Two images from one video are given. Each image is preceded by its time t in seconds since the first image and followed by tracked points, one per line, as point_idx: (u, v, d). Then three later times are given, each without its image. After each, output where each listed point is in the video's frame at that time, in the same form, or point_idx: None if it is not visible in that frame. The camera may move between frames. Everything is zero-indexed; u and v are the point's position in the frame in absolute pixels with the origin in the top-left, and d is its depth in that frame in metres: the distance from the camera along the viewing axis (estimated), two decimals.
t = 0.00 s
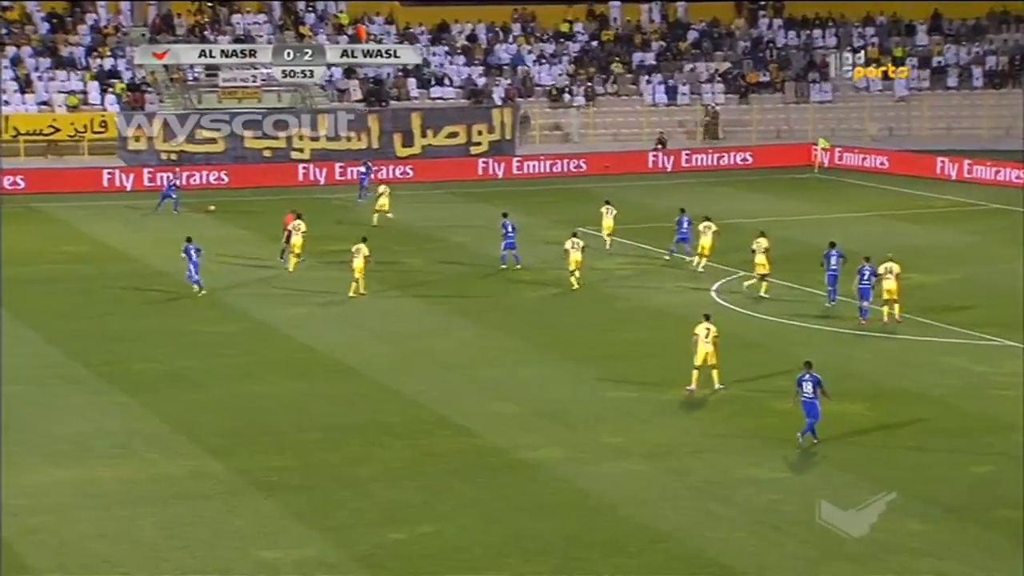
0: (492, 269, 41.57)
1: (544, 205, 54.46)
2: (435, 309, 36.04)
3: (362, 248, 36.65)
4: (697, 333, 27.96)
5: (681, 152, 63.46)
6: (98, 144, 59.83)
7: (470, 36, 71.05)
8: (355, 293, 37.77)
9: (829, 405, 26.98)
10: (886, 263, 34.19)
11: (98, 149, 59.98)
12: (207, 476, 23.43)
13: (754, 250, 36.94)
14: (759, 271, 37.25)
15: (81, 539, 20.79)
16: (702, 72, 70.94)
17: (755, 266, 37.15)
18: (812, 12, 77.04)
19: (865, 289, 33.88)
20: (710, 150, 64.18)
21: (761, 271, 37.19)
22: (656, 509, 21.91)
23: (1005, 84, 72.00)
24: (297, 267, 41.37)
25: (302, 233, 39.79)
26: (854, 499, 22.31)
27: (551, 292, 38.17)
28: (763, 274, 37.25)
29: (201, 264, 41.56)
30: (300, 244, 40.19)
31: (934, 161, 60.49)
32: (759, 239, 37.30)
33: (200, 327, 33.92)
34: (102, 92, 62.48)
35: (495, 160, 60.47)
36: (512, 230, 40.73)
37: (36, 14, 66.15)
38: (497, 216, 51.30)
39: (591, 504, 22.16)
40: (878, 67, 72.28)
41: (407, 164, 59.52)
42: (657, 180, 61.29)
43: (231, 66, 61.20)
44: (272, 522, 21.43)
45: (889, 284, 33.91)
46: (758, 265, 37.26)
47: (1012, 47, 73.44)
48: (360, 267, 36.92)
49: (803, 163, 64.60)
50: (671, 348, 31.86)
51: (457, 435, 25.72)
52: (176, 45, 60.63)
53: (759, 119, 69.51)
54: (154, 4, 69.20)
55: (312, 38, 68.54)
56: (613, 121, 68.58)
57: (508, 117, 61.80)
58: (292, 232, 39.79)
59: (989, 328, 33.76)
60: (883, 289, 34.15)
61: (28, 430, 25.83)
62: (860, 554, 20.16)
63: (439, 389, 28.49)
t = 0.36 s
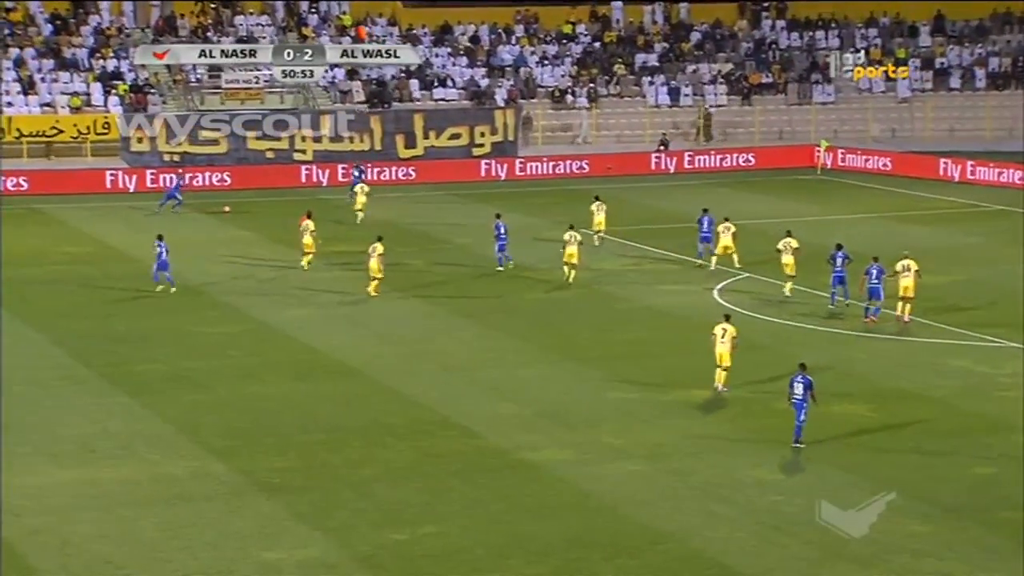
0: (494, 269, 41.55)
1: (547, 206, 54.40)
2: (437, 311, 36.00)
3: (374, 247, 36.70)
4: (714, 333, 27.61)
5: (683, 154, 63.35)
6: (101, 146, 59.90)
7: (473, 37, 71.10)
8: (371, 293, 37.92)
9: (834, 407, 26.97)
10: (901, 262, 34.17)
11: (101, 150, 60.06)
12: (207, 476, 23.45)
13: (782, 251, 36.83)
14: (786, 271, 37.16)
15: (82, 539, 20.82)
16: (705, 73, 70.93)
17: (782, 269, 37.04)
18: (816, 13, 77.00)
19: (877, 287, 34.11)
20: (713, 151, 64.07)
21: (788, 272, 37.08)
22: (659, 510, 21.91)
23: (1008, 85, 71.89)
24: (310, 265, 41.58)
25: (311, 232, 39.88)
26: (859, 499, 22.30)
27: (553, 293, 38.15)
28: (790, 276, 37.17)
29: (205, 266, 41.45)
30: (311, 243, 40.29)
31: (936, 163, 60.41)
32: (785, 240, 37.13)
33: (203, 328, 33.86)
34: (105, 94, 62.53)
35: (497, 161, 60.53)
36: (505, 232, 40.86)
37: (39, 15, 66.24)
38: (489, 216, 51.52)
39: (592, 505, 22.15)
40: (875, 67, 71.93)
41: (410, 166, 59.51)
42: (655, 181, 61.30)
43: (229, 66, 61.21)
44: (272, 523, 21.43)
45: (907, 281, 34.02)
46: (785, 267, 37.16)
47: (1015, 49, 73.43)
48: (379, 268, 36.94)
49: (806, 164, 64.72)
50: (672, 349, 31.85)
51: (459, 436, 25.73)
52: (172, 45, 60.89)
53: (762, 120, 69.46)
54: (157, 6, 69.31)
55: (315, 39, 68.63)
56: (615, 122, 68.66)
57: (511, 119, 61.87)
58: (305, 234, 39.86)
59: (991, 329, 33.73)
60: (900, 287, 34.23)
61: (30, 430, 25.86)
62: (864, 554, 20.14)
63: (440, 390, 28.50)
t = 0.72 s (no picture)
0: (489, 269, 41.52)
1: (541, 206, 54.28)
2: (432, 311, 35.95)
3: (386, 248, 36.68)
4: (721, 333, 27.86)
5: (676, 154, 63.30)
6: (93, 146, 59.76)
7: (466, 37, 71.19)
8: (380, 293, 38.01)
9: (827, 407, 27.00)
10: (906, 260, 34.23)
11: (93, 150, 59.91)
12: (200, 477, 23.42)
13: (804, 251, 36.73)
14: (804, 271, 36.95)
15: (75, 539, 20.78)
16: (698, 73, 70.98)
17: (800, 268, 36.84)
18: (808, 14, 77.28)
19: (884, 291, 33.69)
20: (706, 151, 64.04)
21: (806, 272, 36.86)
22: (654, 510, 21.92)
23: (1001, 85, 71.90)
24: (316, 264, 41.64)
25: (315, 233, 39.83)
26: (852, 498, 22.34)
27: (547, 294, 38.16)
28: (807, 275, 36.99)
29: (199, 266, 41.36)
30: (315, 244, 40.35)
31: (929, 163, 60.46)
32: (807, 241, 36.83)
33: (197, 329, 33.78)
34: (97, 94, 62.39)
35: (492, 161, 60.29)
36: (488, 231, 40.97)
37: (31, 15, 66.17)
38: (481, 216, 51.55)
39: (587, 505, 22.17)
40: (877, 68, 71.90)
41: (404, 166, 59.47)
42: (646, 181, 61.29)
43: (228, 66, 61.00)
44: (264, 523, 21.39)
45: (910, 280, 34.15)
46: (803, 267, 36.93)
47: (1007, 49, 73.50)
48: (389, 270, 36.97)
49: (799, 164, 64.91)
50: (667, 349, 31.87)
51: (453, 436, 25.72)
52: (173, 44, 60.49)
53: (755, 120, 69.53)
54: (150, 6, 69.31)
55: (308, 40, 68.71)
56: (609, 121, 68.68)
57: (504, 120, 61.92)
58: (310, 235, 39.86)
59: (986, 329, 33.79)
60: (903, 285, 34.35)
61: (24, 430, 25.82)
62: (856, 554, 20.16)
63: (434, 391, 28.48)
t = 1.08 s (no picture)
0: (465, 269, 41.53)
1: (518, 206, 54.30)
2: (408, 312, 35.91)
3: (380, 248, 36.84)
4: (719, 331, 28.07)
5: (653, 153, 63.30)
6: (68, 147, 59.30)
7: (442, 37, 71.18)
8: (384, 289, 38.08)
9: (801, 406, 27.08)
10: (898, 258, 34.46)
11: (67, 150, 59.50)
12: (174, 477, 23.34)
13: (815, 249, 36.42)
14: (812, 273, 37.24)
15: (48, 540, 20.68)
16: (674, 73, 71.06)
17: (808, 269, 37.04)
18: (783, 14, 77.56)
19: (887, 288, 34.02)
20: (682, 151, 64.07)
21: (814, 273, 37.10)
22: (629, 509, 21.96)
23: (974, 85, 72.30)
24: (304, 264, 41.74)
25: (305, 232, 39.95)
26: (826, 497, 22.42)
27: (524, 293, 38.15)
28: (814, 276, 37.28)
29: (174, 267, 41.22)
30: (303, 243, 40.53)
31: (903, 163, 60.71)
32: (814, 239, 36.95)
33: (171, 330, 33.66)
34: (71, 93, 62.03)
35: (467, 161, 60.50)
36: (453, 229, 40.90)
37: (4, 14, 65.83)
38: (458, 216, 51.55)
39: (563, 504, 22.18)
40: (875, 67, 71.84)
41: (379, 167, 59.37)
42: (623, 181, 61.35)
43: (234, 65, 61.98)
44: (239, 524, 21.33)
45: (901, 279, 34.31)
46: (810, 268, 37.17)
47: (980, 49, 73.91)
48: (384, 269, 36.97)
49: (774, 164, 65.16)
50: (643, 349, 31.91)
51: (428, 436, 25.70)
52: (176, 45, 61.16)
53: (730, 121, 69.70)
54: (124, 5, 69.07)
55: (283, 40, 68.61)
56: (584, 120, 68.72)
57: (480, 119, 61.78)
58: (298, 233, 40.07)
59: (961, 329, 33.92)
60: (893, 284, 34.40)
61: None
62: (830, 553, 20.24)
63: (409, 391, 28.46)
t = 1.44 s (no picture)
0: (433, 270, 41.49)
1: (486, 206, 54.27)
2: (376, 312, 35.82)
3: (368, 246, 36.68)
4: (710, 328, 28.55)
5: (620, 154, 63.46)
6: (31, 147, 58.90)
7: (409, 37, 71.08)
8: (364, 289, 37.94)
9: (769, 406, 27.18)
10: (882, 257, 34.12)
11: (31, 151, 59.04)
12: (141, 479, 23.20)
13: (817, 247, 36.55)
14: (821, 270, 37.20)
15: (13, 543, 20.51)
16: (641, 73, 71.26)
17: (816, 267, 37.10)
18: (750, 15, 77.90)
19: (887, 287, 33.79)
20: (650, 152, 64.27)
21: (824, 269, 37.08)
22: (597, 509, 21.98)
23: (938, 87, 72.80)
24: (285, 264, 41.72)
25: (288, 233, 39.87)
26: (793, 497, 22.50)
27: (492, 294, 38.14)
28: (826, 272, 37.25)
29: (140, 267, 41.00)
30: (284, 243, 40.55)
31: (868, 163, 61.08)
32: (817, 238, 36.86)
33: (138, 331, 33.46)
34: (35, 93, 61.55)
35: (435, 161, 60.52)
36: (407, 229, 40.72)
37: None
38: (425, 217, 51.47)
39: (532, 505, 22.18)
40: (877, 68, 72.73)
41: (347, 167, 59.15)
42: (590, 181, 61.42)
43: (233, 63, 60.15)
44: (206, 526, 21.22)
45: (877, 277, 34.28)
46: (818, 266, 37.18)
47: (944, 50, 74.32)
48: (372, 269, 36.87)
49: (740, 165, 65.45)
50: (611, 349, 31.96)
51: (396, 437, 25.63)
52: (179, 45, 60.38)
53: (697, 121, 69.98)
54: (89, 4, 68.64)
55: (250, 39, 68.31)
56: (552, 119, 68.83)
57: (448, 119, 61.73)
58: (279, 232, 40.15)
59: (927, 328, 34.11)
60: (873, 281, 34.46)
61: None
62: (797, 551, 20.32)
63: (378, 392, 28.38)
